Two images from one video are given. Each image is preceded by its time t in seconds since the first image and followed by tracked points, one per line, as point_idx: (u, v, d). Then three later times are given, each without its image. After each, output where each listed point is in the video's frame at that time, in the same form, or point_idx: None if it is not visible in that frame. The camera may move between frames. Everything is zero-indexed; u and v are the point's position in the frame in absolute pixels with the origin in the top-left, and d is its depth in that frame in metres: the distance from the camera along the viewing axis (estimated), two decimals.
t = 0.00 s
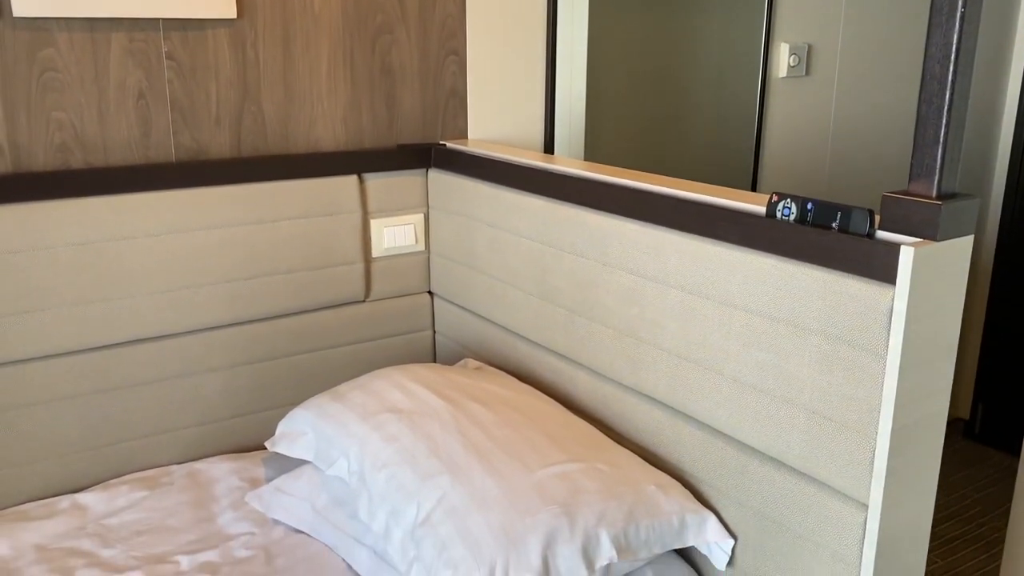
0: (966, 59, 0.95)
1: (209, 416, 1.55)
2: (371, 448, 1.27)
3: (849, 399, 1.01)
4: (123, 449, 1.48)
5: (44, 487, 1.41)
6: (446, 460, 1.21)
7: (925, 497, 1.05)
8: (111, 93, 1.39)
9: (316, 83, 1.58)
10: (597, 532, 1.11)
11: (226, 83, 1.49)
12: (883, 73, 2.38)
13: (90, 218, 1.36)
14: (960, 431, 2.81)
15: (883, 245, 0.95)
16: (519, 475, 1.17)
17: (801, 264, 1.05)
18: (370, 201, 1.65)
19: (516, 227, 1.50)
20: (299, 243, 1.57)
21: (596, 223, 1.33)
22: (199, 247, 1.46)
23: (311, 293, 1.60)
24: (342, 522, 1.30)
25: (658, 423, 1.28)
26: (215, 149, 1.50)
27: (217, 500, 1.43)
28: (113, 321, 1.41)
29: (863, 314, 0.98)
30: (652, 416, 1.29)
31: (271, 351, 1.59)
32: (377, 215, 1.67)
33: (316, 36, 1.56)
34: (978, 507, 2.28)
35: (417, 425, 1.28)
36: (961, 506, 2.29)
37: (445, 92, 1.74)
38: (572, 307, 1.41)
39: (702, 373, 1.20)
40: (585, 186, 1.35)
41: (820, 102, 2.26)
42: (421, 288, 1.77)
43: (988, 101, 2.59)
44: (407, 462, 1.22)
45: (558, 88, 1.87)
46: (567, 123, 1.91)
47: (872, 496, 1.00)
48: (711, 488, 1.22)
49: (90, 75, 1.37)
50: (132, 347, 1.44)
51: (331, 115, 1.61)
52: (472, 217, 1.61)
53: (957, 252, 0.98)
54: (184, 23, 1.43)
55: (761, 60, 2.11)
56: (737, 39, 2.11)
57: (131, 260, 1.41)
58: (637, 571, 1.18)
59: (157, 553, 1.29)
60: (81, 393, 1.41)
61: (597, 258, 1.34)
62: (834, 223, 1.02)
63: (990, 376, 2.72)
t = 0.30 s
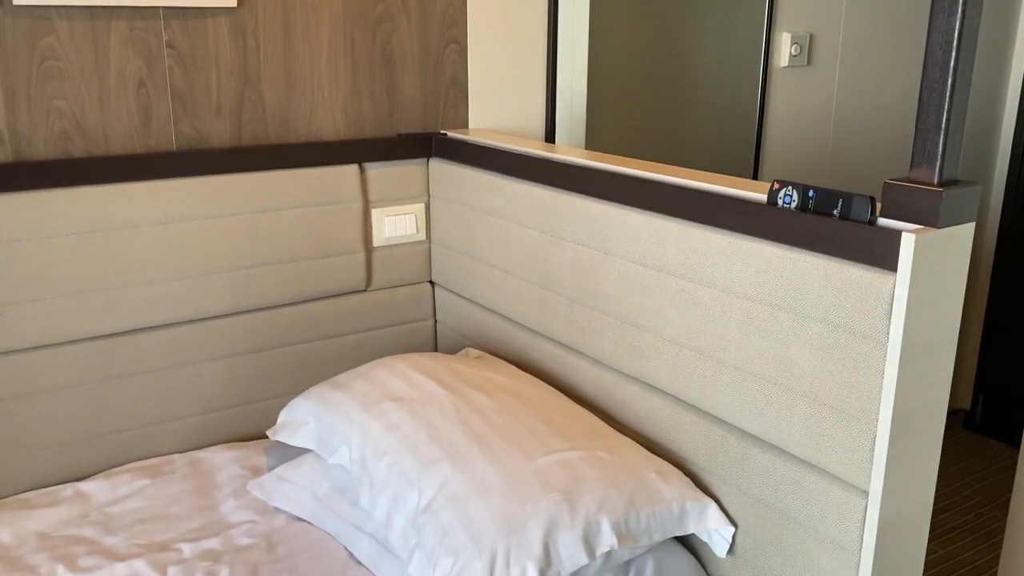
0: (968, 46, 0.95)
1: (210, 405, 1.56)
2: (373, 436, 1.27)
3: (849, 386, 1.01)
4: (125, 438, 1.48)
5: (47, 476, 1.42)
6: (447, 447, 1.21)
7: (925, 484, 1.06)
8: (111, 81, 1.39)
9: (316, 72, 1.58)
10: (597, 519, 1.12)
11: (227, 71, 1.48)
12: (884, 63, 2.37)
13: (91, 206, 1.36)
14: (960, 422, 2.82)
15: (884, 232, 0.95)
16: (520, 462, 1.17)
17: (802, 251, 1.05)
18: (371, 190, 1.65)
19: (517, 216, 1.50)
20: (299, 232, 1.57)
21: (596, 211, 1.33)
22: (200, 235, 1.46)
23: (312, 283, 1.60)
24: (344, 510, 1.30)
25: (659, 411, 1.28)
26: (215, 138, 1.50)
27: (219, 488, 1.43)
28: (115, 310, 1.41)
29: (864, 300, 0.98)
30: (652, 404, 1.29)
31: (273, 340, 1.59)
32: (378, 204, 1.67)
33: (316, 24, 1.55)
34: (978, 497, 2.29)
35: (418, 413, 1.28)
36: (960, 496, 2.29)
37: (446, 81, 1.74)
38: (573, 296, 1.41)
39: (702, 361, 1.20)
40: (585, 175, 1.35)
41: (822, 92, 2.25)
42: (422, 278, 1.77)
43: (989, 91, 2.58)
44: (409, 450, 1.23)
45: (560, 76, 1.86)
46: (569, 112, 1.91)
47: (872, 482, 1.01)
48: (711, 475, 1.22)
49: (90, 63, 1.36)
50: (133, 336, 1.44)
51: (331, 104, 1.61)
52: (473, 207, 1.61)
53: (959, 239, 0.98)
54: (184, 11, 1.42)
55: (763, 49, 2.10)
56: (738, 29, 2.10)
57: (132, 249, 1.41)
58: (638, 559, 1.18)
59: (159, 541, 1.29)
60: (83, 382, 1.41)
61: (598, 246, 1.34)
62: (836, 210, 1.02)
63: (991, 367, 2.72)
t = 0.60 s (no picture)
0: (969, 31, 0.95)
1: (211, 393, 1.56)
2: (373, 423, 1.28)
3: (849, 372, 1.01)
4: (126, 425, 1.49)
5: (49, 463, 1.42)
6: (447, 434, 1.21)
7: (925, 470, 1.06)
8: (111, 68, 1.39)
9: (317, 60, 1.57)
10: (597, 505, 1.12)
11: (227, 58, 1.48)
12: (886, 52, 2.36)
13: (91, 194, 1.36)
14: (961, 412, 2.82)
15: (884, 217, 0.95)
16: (520, 448, 1.18)
17: (802, 237, 1.04)
18: (371, 178, 1.65)
19: (517, 204, 1.50)
20: (300, 220, 1.57)
21: (597, 199, 1.33)
22: (200, 224, 1.46)
23: (313, 271, 1.60)
24: (344, 497, 1.31)
25: (658, 399, 1.29)
26: (215, 126, 1.50)
27: (220, 475, 1.44)
28: (115, 298, 1.41)
29: (863, 286, 0.98)
30: (652, 391, 1.30)
31: (273, 328, 1.59)
32: (378, 193, 1.66)
33: (316, 12, 1.55)
34: (978, 486, 2.29)
35: (418, 400, 1.29)
36: (961, 485, 2.30)
37: (446, 69, 1.73)
38: (573, 283, 1.41)
39: (702, 348, 1.20)
40: (586, 162, 1.35)
41: (823, 81, 2.25)
42: (422, 267, 1.77)
43: (992, 81, 2.58)
44: (409, 437, 1.23)
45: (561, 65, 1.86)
46: (569, 101, 1.91)
47: (871, 468, 1.01)
48: (711, 462, 1.22)
49: (90, 50, 1.36)
50: (134, 324, 1.45)
51: (331, 92, 1.60)
52: (473, 195, 1.61)
53: (959, 225, 0.98)
54: None
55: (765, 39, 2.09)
56: (740, 18, 2.09)
57: (132, 237, 1.41)
58: (637, 545, 1.19)
59: (160, 528, 1.30)
60: (84, 370, 1.42)
61: (598, 234, 1.34)
62: (836, 196, 1.02)
63: (992, 357, 2.71)
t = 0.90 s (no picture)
0: (971, 17, 0.94)
1: (212, 381, 1.56)
2: (373, 411, 1.28)
3: (849, 360, 1.01)
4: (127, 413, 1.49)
5: (50, 450, 1.43)
6: (448, 422, 1.22)
7: (925, 457, 1.06)
8: (111, 56, 1.39)
9: (317, 47, 1.57)
10: (596, 492, 1.12)
11: (227, 45, 1.48)
12: (889, 42, 2.36)
13: (92, 182, 1.36)
14: (962, 403, 2.82)
15: (884, 204, 0.95)
16: (520, 436, 1.18)
17: (802, 225, 1.04)
18: (371, 167, 1.64)
19: (518, 192, 1.50)
20: (300, 208, 1.57)
21: (597, 187, 1.33)
22: (201, 212, 1.47)
23: (313, 259, 1.60)
24: (345, 484, 1.31)
25: (658, 387, 1.29)
26: (216, 114, 1.50)
27: (221, 463, 1.44)
28: (116, 286, 1.41)
29: (864, 274, 0.97)
30: (652, 379, 1.30)
31: (274, 316, 1.59)
32: (379, 181, 1.66)
33: None
34: (979, 477, 2.29)
35: (419, 388, 1.29)
36: (962, 476, 2.30)
37: (447, 57, 1.73)
38: (573, 271, 1.41)
39: (703, 336, 1.20)
40: (586, 151, 1.34)
41: (825, 71, 2.25)
42: (423, 255, 1.77)
43: (995, 72, 2.57)
44: (409, 424, 1.23)
45: (562, 54, 1.85)
46: (571, 90, 1.90)
47: (871, 456, 1.01)
48: (711, 450, 1.22)
49: (90, 38, 1.36)
50: (134, 312, 1.45)
51: (332, 79, 1.60)
52: (474, 184, 1.61)
53: (960, 212, 0.97)
54: None
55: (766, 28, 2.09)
56: (742, 7, 2.09)
57: (133, 225, 1.41)
58: (637, 533, 1.19)
59: (161, 514, 1.31)
60: (85, 357, 1.42)
61: (598, 222, 1.34)
62: (836, 183, 1.01)
63: (994, 348, 2.71)
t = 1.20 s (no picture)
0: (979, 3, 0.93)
1: (216, 368, 1.57)
2: (377, 397, 1.28)
3: (854, 347, 1.01)
4: (131, 400, 1.49)
5: (55, 436, 1.43)
6: (451, 409, 1.22)
7: (930, 445, 1.06)
8: (114, 42, 1.38)
9: (321, 32, 1.57)
10: (600, 479, 1.12)
11: (231, 31, 1.48)
12: (895, 29, 2.35)
13: (95, 169, 1.36)
14: (966, 394, 2.81)
15: (890, 191, 0.95)
16: (524, 423, 1.18)
17: (808, 212, 1.04)
18: (375, 154, 1.64)
19: (522, 180, 1.49)
20: (304, 196, 1.57)
21: (602, 174, 1.32)
22: (204, 198, 1.46)
23: (317, 247, 1.60)
24: (348, 471, 1.32)
25: (662, 375, 1.29)
26: (219, 100, 1.50)
27: (225, 449, 1.44)
28: (120, 273, 1.41)
29: (869, 261, 0.97)
30: (656, 367, 1.30)
31: (278, 304, 1.59)
32: (383, 168, 1.66)
33: None
34: (982, 468, 2.29)
35: (422, 375, 1.29)
36: (965, 467, 2.30)
37: (451, 44, 1.72)
38: (577, 259, 1.40)
39: (707, 324, 1.19)
40: (590, 138, 1.34)
41: (831, 59, 2.24)
42: (427, 244, 1.77)
43: (1002, 61, 2.55)
44: (413, 411, 1.23)
45: (567, 41, 1.85)
46: (575, 79, 1.90)
47: (875, 444, 1.00)
48: (715, 438, 1.22)
49: (93, 23, 1.36)
50: (138, 299, 1.45)
51: (336, 66, 1.60)
52: (478, 172, 1.61)
53: (966, 199, 0.97)
54: None
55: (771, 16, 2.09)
56: None
57: (137, 212, 1.41)
58: (640, 520, 1.19)
59: (165, 500, 1.31)
60: (89, 344, 1.42)
61: (602, 210, 1.33)
62: (842, 170, 1.01)
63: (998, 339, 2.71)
